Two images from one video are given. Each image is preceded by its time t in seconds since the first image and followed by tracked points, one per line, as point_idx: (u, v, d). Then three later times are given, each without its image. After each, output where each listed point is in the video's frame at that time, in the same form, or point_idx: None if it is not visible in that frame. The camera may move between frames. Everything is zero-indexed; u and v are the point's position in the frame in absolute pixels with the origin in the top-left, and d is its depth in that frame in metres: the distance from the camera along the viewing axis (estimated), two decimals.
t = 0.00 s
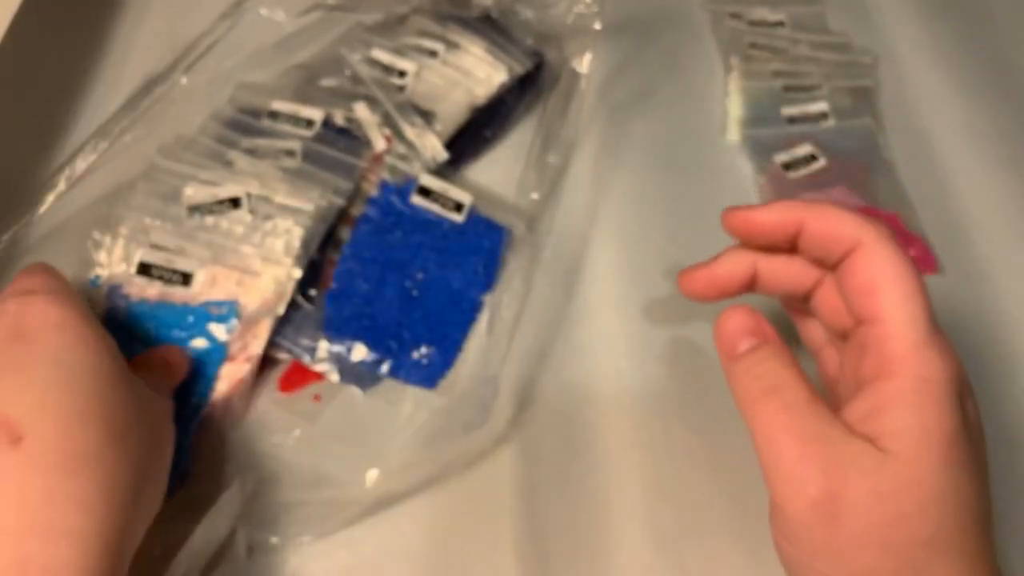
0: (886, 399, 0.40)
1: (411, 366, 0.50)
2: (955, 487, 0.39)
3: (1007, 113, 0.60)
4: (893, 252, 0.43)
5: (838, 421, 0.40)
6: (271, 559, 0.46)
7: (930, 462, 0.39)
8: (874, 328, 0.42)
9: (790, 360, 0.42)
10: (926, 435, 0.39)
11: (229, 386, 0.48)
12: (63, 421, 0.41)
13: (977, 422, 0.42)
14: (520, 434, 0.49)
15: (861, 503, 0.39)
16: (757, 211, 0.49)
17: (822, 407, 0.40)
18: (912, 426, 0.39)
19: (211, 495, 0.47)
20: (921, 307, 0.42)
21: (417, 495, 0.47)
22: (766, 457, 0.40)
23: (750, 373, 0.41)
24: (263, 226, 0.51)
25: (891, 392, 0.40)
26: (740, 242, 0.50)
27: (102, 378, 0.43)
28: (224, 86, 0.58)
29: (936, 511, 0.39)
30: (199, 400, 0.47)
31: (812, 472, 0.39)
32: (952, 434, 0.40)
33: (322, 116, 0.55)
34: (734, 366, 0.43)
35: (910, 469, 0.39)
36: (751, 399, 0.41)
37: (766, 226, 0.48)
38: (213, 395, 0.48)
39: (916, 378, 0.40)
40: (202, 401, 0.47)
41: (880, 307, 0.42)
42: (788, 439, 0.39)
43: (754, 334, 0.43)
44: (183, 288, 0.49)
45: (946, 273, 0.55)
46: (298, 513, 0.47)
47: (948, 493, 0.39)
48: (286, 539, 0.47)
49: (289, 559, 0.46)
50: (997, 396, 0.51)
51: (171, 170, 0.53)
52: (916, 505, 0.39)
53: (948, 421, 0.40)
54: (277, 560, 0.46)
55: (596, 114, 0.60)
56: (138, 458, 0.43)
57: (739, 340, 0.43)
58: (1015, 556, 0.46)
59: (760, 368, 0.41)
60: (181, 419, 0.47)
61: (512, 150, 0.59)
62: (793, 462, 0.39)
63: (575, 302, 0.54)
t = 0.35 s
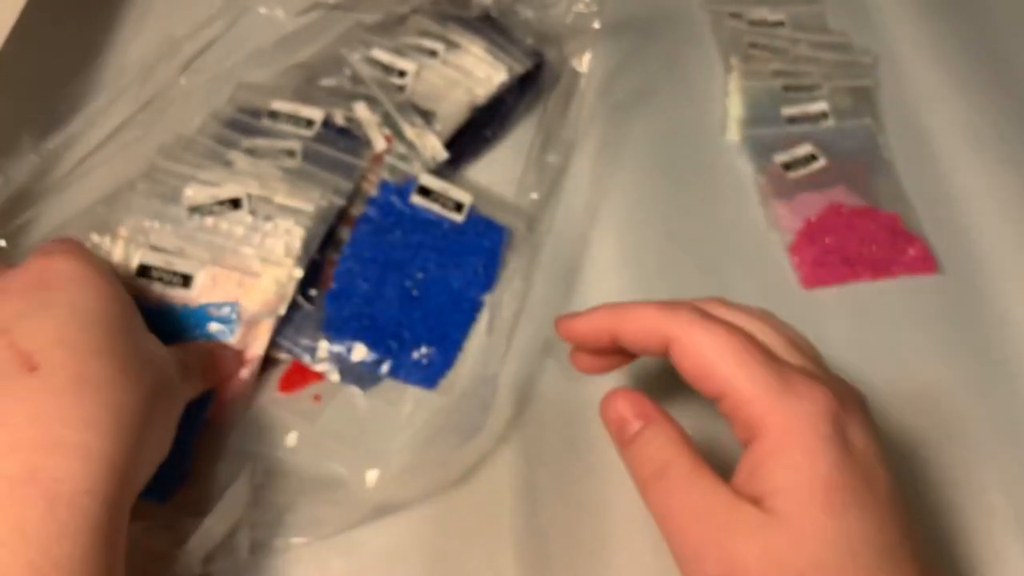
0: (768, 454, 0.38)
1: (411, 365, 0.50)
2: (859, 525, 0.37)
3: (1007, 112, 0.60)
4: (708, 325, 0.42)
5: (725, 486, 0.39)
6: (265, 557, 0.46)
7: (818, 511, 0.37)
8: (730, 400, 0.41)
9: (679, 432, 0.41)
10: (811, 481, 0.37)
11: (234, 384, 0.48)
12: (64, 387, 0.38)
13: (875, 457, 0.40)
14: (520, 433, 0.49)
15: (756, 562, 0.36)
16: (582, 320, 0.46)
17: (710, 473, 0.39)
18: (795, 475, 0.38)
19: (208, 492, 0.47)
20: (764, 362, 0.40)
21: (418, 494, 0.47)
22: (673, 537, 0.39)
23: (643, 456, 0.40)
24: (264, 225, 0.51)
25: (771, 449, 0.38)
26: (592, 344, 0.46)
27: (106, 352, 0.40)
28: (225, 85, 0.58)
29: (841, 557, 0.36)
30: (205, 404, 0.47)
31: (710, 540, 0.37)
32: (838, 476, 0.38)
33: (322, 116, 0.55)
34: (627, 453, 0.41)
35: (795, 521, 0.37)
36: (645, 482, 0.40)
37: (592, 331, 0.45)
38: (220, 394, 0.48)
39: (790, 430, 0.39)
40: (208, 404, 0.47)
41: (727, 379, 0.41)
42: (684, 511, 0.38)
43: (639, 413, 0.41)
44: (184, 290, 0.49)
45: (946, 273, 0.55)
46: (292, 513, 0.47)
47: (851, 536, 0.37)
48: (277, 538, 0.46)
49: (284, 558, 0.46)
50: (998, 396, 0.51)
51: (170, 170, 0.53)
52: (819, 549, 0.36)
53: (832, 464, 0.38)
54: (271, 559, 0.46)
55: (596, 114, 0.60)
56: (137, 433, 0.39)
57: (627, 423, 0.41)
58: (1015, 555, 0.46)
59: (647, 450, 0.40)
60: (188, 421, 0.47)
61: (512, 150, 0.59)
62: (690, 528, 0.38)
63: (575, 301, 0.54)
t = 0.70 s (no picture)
0: (778, 448, 0.38)
1: (413, 366, 0.50)
2: (869, 517, 0.37)
3: (1007, 112, 0.60)
4: (716, 321, 0.42)
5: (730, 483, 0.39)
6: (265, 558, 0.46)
7: (827, 504, 0.37)
8: (740, 395, 0.41)
9: (680, 431, 0.41)
10: (820, 474, 0.38)
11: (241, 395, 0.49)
12: (67, 405, 0.39)
13: (883, 451, 0.40)
14: (522, 434, 0.49)
15: (766, 557, 0.36)
16: (586, 320, 0.46)
17: (713, 470, 0.39)
18: (803, 469, 0.38)
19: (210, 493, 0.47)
20: (772, 357, 0.41)
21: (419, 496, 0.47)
22: (680, 535, 0.39)
23: (645, 456, 0.40)
24: (265, 229, 0.51)
25: (780, 444, 0.38)
26: (593, 343, 0.46)
27: (102, 364, 0.41)
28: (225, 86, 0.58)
29: (852, 549, 0.36)
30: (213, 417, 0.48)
31: (718, 536, 0.37)
32: (847, 469, 0.38)
33: (323, 116, 0.56)
34: (629, 453, 0.41)
35: (804, 515, 0.37)
36: (648, 481, 0.40)
37: (597, 331, 0.45)
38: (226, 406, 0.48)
39: (800, 423, 0.39)
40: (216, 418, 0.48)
41: (736, 375, 0.41)
42: (689, 508, 0.38)
43: (639, 414, 0.41)
44: (192, 298, 0.49)
45: (946, 273, 0.55)
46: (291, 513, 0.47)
47: (861, 529, 0.37)
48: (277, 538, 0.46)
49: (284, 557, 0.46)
50: (998, 395, 0.51)
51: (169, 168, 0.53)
52: (829, 542, 0.36)
53: (841, 457, 0.38)
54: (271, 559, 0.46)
55: (596, 114, 0.60)
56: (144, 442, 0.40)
57: (628, 423, 0.41)
58: (1014, 554, 0.46)
59: (651, 448, 0.40)
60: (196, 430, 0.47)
61: (512, 149, 0.59)
62: (695, 525, 0.38)
63: (577, 302, 0.54)
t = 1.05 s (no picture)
0: (769, 451, 0.39)
1: (414, 366, 0.50)
2: (863, 517, 0.37)
3: (1007, 113, 0.60)
4: (706, 325, 0.42)
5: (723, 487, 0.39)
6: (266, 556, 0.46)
7: (819, 505, 0.37)
8: (731, 399, 0.41)
9: (671, 438, 0.41)
10: (813, 476, 0.38)
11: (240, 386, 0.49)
12: (37, 414, 0.39)
13: (875, 451, 0.40)
14: (522, 433, 0.49)
15: (760, 559, 0.36)
16: (577, 327, 0.46)
17: (704, 475, 0.39)
18: (795, 470, 0.38)
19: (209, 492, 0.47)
20: (761, 359, 0.41)
21: (418, 495, 0.47)
22: (673, 542, 0.39)
23: (637, 463, 0.40)
24: (267, 232, 0.52)
25: (771, 447, 0.38)
26: (583, 350, 0.46)
27: (81, 366, 0.41)
28: (225, 85, 0.58)
29: (847, 549, 0.36)
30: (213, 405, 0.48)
31: (712, 540, 0.37)
32: (839, 470, 0.38)
33: (322, 116, 0.56)
34: (620, 460, 0.41)
35: (796, 517, 0.37)
36: (640, 488, 0.40)
37: (588, 338, 0.45)
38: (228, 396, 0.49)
39: (791, 425, 0.39)
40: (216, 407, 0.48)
41: (726, 379, 0.41)
42: (682, 513, 0.38)
43: (629, 421, 0.41)
44: (192, 287, 0.50)
45: (946, 273, 0.55)
46: (292, 511, 0.47)
47: (855, 529, 0.37)
48: (276, 538, 0.46)
49: (285, 556, 0.46)
50: (998, 395, 0.51)
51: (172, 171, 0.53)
52: (823, 542, 0.36)
53: (833, 459, 0.38)
54: (272, 559, 0.46)
55: (597, 114, 0.60)
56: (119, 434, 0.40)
57: (619, 431, 0.41)
58: (1014, 554, 0.46)
59: (642, 455, 0.40)
60: (196, 428, 0.47)
61: (512, 149, 0.59)
62: (690, 530, 0.38)
63: (577, 302, 0.54)
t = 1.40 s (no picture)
0: (764, 452, 0.39)
1: (414, 366, 0.50)
2: (859, 517, 0.37)
3: (1007, 113, 0.60)
4: (700, 329, 0.42)
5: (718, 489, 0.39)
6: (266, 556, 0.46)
7: (815, 505, 0.37)
8: (725, 401, 0.41)
9: (665, 441, 0.41)
10: (808, 476, 0.38)
11: (236, 380, 0.49)
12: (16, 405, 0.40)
13: (869, 450, 0.40)
14: (522, 433, 0.49)
15: (757, 560, 0.36)
16: (572, 333, 0.46)
17: (699, 478, 0.39)
18: (789, 471, 0.38)
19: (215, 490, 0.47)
20: (754, 360, 0.41)
21: (418, 495, 0.47)
22: (669, 544, 0.39)
23: (631, 467, 0.40)
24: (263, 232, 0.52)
25: (766, 448, 0.38)
26: (577, 355, 0.46)
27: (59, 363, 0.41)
28: (226, 86, 0.58)
29: (843, 548, 0.36)
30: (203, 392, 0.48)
31: (709, 542, 0.37)
32: (834, 470, 0.38)
33: (323, 116, 0.56)
34: (615, 465, 0.41)
35: (792, 516, 0.37)
36: (635, 492, 0.40)
37: (583, 342, 0.45)
38: (222, 390, 0.49)
39: (785, 426, 0.39)
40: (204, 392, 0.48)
41: (721, 382, 0.41)
42: (678, 516, 0.38)
43: (623, 426, 0.41)
44: (159, 280, 0.50)
45: (946, 273, 0.55)
46: (291, 511, 0.47)
47: (851, 529, 0.37)
48: (276, 538, 0.46)
49: (285, 555, 0.46)
50: (998, 395, 0.51)
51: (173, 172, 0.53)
52: (819, 542, 0.36)
53: (828, 459, 0.38)
54: (272, 558, 0.46)
55: (597, 114, 0.60)
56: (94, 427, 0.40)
57: (613, 436, 0.41)
58: (1014, 554, 0.46)
59: (637, 459, 0.40)
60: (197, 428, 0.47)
61: (512, 149, 0.59)
62: (686, 532, 0.38)
63: (577, 301, 0.54)
